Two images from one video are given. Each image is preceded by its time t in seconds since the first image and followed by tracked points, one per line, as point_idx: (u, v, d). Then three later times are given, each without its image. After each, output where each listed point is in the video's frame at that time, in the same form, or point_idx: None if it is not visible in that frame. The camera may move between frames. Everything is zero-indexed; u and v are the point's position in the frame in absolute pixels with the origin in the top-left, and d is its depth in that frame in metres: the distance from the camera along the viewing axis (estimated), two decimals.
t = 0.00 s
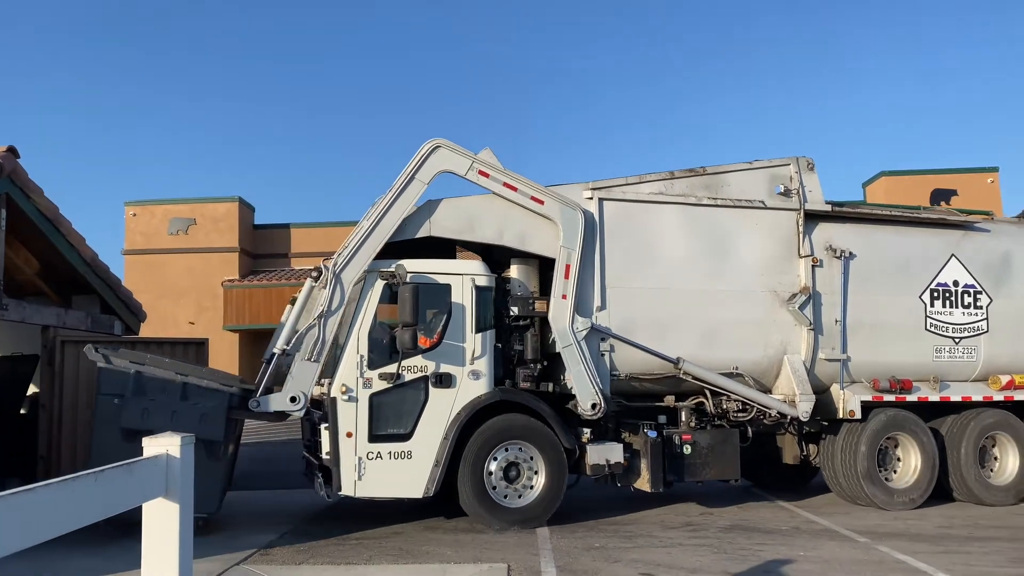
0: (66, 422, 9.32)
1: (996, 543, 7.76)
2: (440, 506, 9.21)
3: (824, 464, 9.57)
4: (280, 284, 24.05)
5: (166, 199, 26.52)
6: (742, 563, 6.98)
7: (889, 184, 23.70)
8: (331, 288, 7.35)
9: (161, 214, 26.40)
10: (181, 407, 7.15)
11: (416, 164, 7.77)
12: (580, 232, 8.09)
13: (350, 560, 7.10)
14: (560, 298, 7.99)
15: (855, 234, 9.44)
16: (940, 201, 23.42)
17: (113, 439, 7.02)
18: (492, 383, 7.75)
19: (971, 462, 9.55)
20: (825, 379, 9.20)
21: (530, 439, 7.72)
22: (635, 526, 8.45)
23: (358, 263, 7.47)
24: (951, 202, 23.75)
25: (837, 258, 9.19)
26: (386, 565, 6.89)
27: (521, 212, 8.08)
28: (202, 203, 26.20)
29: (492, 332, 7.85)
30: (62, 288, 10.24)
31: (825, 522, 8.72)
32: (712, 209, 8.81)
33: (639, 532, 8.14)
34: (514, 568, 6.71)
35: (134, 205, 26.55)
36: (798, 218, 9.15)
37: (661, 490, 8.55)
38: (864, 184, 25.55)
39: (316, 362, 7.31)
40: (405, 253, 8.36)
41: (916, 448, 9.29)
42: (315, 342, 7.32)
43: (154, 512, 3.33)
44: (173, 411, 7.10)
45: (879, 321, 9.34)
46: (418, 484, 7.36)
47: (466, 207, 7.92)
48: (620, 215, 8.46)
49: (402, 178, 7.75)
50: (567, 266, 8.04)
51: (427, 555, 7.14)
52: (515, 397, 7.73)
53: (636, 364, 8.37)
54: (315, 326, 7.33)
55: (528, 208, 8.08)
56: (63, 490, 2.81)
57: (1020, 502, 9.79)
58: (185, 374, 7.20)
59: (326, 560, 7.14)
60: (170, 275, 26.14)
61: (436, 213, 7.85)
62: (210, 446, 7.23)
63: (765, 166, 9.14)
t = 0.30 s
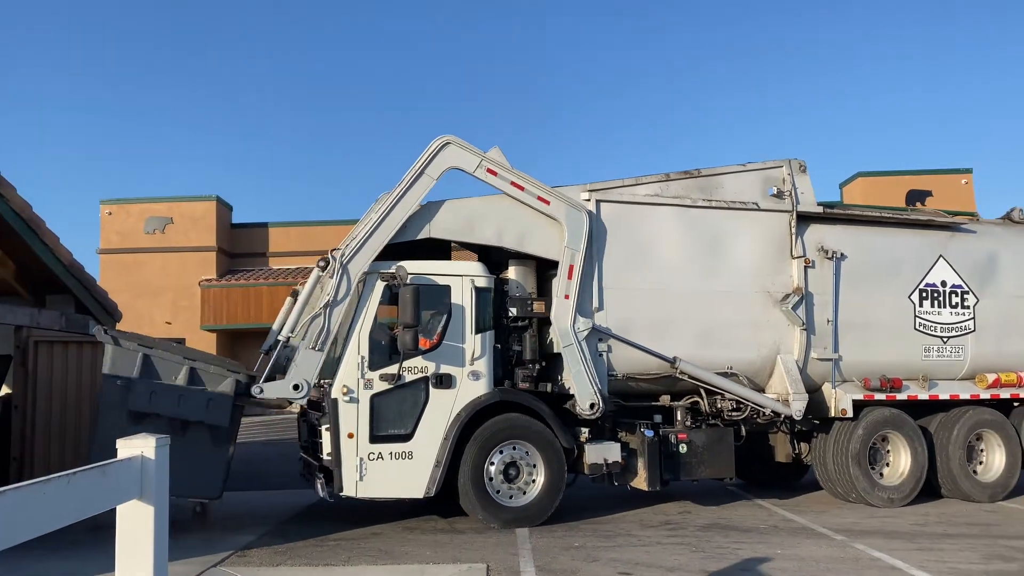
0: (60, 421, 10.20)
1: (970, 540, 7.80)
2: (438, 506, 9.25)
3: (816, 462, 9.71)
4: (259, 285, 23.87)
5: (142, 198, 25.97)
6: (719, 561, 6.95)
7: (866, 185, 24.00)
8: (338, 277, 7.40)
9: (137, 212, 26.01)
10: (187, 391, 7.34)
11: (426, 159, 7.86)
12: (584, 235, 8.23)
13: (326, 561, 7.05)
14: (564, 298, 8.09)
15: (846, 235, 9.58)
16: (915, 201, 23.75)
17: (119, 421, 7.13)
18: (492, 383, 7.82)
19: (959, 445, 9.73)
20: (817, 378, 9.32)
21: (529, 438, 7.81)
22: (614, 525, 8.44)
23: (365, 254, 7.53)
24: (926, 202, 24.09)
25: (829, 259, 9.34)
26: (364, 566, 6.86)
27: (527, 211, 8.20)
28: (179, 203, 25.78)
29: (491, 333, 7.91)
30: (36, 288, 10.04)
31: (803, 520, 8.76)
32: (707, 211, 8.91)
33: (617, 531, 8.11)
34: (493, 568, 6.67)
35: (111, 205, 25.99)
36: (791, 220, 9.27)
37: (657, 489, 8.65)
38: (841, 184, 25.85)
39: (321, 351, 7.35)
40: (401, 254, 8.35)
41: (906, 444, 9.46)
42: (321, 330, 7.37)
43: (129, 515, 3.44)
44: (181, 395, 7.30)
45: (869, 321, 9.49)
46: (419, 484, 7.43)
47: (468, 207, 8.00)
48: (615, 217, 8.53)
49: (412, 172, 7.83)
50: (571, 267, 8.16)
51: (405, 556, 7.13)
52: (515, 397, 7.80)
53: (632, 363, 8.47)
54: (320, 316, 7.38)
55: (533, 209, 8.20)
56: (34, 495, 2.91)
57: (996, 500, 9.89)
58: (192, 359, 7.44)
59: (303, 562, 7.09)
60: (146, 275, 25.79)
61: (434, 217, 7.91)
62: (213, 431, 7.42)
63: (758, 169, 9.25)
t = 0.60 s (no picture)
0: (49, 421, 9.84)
1: (946, 537, 7.92)
2: (428, 507, 9.29)
3: (805, 460, 9.84)
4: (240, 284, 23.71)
5: (118, 197, 25.58)
6: (700, 559, 7.01)
7: (844, 187, 24.28)
8: (348, 252, 7.47)
9: (115, 212, 25.65)
10: (189, 350, 7.20)
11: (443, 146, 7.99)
12: (592, 235, 8.34)
13: (307, 562, 7.04)
14: (566, 296, 8.20)
15: (834, 236, 9.71)
16: (892, 203, 24.07)
17: (117, 374, 6.98)
18: (487, 382, 7.89)
19: (947, 434, 9.93)
20: (806, 378, 9.44)
21: (525, 437, 7.89)
22: (595, 524, 8.49)
23: (377, 233, 7.61)
24: (904, 204, 24.42)
25: (818, 260, 9.45)
26: (345, 566, 6.87)
27: (536, 206, 8.32)
28: (156, 202, 25.46)
29: (486, 332, 7.98)
30: (7, 288, 10.12)
31: (782, 519, 8.85)
32: (700, 211, 9.02)
33: (598, 530, 8.15)
34: (474, 567, 6.70)
35: (88, 204, 25.66)
36: (781, 221, 9.38)
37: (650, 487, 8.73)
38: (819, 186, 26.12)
39: (325, 323, 7.44)
40: (395, 253, 8.36)
41: (892, 441, 9.60)
42: (326, 302, 7.46)
43: (108, 516, 3.60)
44: (183, 354, 7.15)
45: (857, 320, 9.62)
46: (414, 483, 7.50)
47: (464, 206, 8.04)
48: (610, 216, 8.63)
49: (429, 158, 7.93)
50: (576, 266, 8.27)
51: (386, 556, 7.13)
52: (509, 395, 7.88)
53: (625, 360, 8.56)
54: (327, 289, 7.47)
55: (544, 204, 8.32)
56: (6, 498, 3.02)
57: (972, 498, 10.00)
58: (197, 320, 7.32)
59: (284, 562, 7.08)
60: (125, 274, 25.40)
61: (433, 217, 7.97)
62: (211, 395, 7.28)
63: (750, 170, 9.37)
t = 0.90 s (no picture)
0: (25, 424, 9.67)
1: (923, 535, 8.05)
2: (421, 506, 9.37)
3: (790, 459, 9.96)
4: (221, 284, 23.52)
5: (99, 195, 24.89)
6: (682, 558, 7.09)
7: (824, 187, 24.50)
8: (356, 232, 7.53)
9: (94, 212, 25.24)
10: (189, 316, 7.06)
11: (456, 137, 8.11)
12: (595, 238, 8.45)
13: (288, 564, 7.03)
14: (566, 296, 8.29)
15: (820, 237, 9.82)
16: (870, 204, 24.32)
17: (116, 335, 6.89)
18: (478, 383, 7.97)
19: (932, 427, 10.12)
20: (792, 377, 9.56)
21: (518, 439, 7.97)
22: (578, 524, 8.54)
23: (385, 217, 7.68)
24: (882, 205, 24.68)
25: (804, 260, 9.57)
26: (327, 568, 6.88)
27: (542, 206, 8.44)
28: (136, 202, 24.99)
29: (477, 333, 8.06)
30: None
31: (763, 517, 8.94)
32: (688, 212, 9.11)
33: (581, 530, 8.20)
34: (457, 567, 6.74)
35: (66, 203, 25.12)
36: (768, 223, 9.49)
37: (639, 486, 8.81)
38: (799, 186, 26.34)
39: (326, 300, 7.49)
40: (385, 254, 8.38)
41: (877, 441, 9.74)
42: (329, 279, 7.50)
43: (85, 518, 3.63)
44: (183, 319, 7.01)
45: (842, 320, 9.75)
46: (405, 484, 7.58)
47: (456, 207, 8.09)
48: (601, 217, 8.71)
49: (441, 149, 8.07)
50: (577, 267, 8.37)
51: (369, 557, 7.15)
52: (500, 396, 7.95)
53: (614, 361, 8.64)
54: (331, 266, 7.53)
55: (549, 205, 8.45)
56: None
57: (949, 495, 10.13)
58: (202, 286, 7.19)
59: (265, 564, 7.08)
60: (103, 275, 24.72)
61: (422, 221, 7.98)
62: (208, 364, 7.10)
63: (737, 172, 9.49)
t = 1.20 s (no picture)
0: (5, 426, 9.38)
1: (903, 533, 8.15)
2: (406, 507, 9.38)
3: (775, 459, 10.05)
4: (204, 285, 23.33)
5: (81, 195, 24.43)
6: (665, 558, 7.14)
7: (805, 188, 24.68)
8: (360, 213, 7.59)
9: (72, 212, 24.53)
10: (189, 286, 7.01)
11: (463, 131, 8.24)
12: (593, 241, 8.48)
13: (271, 566, 7.02)
14: (560, 296, 8.33)
15: (804, 238, 9.91)
16: (851, 204, 24.53)
17: (116, 300, 6.86)
18: (464, 383, 8.00)
19: (915, 425, 10.24)
20: (776, 377, 9.63)
21: (507, 441, 8.00)
22: (562, 524, 8.57)
23: (388, 201, 7.76)
24: (864, 205, 24.88)
25: (788, 261, 9.65)
26: (311, 570, 6.87)
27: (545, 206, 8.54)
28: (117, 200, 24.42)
29: (464, 333, 8.09)
30: None
31: (746, 517, 9.01)
32: (673, 213, 9.17)
33: (565, 530, 8.23)
34: (441, 567, 6.75)
35: (46, 202, 24.66)
36: (752, 224, 9.57)
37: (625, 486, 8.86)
38: (781, 187, 26.51)
39: (324, 278, 7.56)
40: (370, 254, 8.37)
41: (860, 440, 9.84)
42: (329, 258, 7.56)
43: (64, 522, 3.62)
44: (183, 288, 6.96)
45: (826, 321, 9.85)
46: (391, 485, 7.59)
47: (443, 207, 8.10)
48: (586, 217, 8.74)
49: (449, 139, 8.18)
50: (573, 269, 8.39)
51: (352, 559, 7.14)
52: (486, 396, 7.98)
53: (601, 361, 8.68)
54: (331, 244, 7.61)
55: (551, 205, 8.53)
56: None
57: (929, 493, 10.25)
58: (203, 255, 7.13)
59: (248, 566, 7.05)
60: (84, 276, 24.38)
61: (410, 219, 8.00)
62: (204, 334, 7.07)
63: (722, 173, 9.57)
